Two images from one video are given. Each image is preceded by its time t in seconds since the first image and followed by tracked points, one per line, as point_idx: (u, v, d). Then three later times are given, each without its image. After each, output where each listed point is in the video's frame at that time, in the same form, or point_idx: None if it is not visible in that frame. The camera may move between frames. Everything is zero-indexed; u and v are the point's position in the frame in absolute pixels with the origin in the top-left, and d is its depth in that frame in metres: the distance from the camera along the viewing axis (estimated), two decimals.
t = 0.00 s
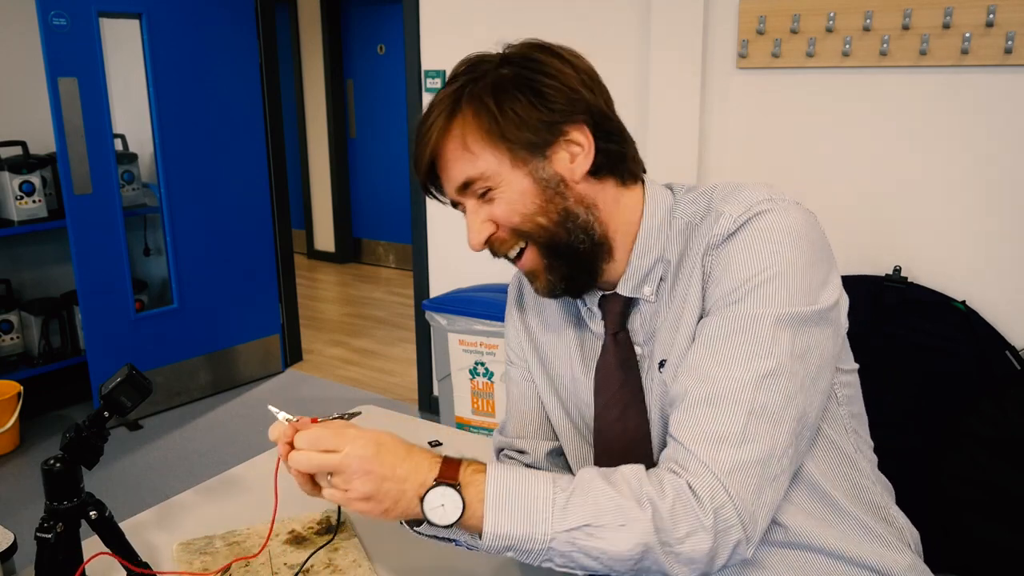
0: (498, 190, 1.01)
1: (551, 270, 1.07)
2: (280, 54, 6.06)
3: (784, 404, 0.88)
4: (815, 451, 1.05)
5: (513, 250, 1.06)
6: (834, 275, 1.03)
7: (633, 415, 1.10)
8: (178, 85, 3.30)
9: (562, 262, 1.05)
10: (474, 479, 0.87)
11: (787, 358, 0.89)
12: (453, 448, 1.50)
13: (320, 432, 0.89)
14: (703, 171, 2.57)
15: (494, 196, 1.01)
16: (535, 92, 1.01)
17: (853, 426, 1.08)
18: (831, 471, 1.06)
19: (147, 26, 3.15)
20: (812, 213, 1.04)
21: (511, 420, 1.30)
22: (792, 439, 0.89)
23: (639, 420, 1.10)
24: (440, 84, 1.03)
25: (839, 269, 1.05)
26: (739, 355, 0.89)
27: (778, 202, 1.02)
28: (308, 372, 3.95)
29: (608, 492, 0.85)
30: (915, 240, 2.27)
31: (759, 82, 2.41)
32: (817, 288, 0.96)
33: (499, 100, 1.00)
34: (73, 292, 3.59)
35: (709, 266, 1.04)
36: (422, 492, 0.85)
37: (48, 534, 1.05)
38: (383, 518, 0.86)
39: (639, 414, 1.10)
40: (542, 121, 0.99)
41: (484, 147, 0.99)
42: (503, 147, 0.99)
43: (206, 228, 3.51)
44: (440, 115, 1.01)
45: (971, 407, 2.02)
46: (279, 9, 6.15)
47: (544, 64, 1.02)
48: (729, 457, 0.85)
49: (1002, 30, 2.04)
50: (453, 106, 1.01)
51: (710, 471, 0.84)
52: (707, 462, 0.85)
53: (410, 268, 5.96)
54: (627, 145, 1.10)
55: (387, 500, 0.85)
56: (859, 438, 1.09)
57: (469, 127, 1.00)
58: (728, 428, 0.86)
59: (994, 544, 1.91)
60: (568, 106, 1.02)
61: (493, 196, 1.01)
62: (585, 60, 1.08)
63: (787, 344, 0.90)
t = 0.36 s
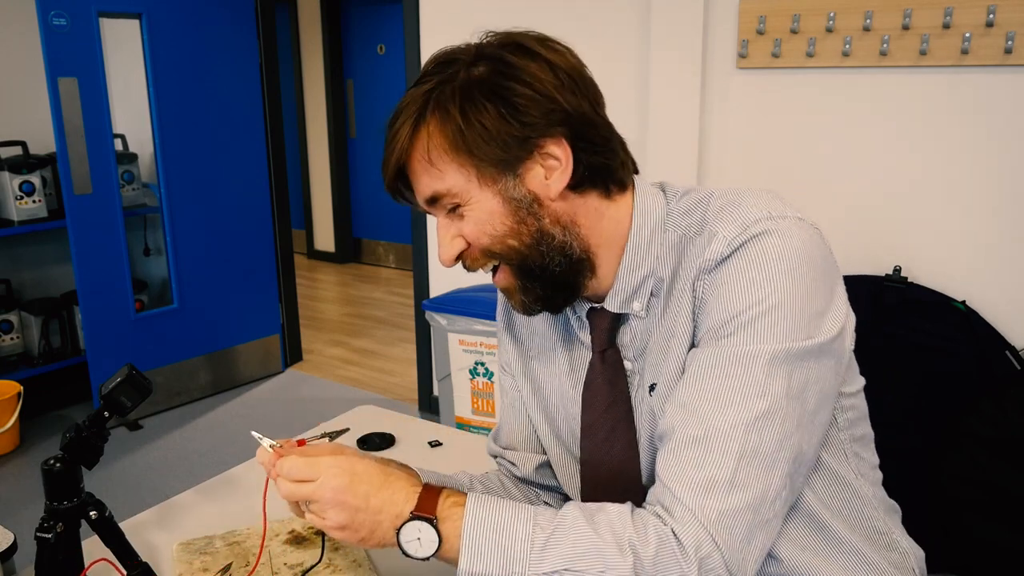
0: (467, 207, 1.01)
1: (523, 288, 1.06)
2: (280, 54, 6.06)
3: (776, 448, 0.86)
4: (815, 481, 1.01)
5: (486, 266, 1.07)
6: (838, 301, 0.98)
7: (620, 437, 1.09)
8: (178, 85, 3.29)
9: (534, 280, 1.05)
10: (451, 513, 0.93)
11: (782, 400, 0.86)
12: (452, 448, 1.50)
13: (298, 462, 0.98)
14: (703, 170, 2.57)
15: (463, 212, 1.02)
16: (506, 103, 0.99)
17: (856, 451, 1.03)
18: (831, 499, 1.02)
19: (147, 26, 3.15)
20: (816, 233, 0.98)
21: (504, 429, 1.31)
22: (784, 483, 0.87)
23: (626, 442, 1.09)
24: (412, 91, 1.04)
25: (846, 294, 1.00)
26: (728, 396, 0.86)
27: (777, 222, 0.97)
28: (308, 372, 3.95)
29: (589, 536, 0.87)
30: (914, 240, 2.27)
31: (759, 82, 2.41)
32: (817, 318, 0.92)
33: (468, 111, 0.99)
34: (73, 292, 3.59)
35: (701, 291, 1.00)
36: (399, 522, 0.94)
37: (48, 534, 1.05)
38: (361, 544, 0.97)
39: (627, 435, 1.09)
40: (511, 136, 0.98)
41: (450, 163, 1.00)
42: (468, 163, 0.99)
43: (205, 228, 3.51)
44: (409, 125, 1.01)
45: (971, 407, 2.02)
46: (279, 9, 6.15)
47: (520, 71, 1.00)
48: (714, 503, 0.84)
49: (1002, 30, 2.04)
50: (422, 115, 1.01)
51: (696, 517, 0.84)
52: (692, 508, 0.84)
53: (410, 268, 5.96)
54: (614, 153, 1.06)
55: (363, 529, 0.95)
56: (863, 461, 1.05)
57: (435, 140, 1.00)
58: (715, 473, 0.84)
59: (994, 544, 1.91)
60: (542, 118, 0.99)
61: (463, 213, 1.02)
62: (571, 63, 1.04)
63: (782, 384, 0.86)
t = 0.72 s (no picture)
0: (489, 194, 0.98)
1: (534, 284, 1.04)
2: (280, 53, 6.06)
3: (793, 469, 0.85)
4: (837, 500, 0.99)
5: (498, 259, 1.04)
6: (865, 318, 0.96)
7: (634, 446, 1.08)
8: (178, 85, 3.29)
9: (548, 276, 1.02)
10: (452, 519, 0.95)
11: (800, 420, 0.86)
12: (452, 448, 1.51)
13: (302, 466, 0.99)
14: (703, 170, 2.57)
15: (483, 200, 0.99)
16: (543, 94, 0.95)
17: (880, 470, 1.01)
18: (852, 520, 1.00)
19: (147, 26, 3.15)
20: (845, 247, 0.95)
21: (513, 431, 1.30)
22: (800, 505, 0.87)
23: (640, 451, 1.08)
24: (450, 67, 1.01)
25: (874, 311, 0.98)
26: (744, 414, 0.86)
27: (805, 235, 0.94)
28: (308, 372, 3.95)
29: (591, 551, 0.87)
30: (914, 240, 2.28)
31: (759, 82, 2.41)
32: (842, 336, 0.90)
33: (504, 95, 0.96)
34: (73, 292, 3.59)
35: (721, 303, 0.99)
36: (401, 529, 0.96)
37: (48, 534, 1.05)
38: (363, 550, 0.98)
39: (642, 444, 1.08)
40: (542, 129, 0.95)
41: (477, 148, 0.97)
42: (495, 151, 0.96)
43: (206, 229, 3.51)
44: (441, 103, 0.99)
45: (971, 407, 2.02)
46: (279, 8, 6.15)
47: (559, 63, 0.97)
48: (726, 523, 0.84)
49: (1002, 30, 2.05)
50: (455, 94, 0.98)
51: (707, 537, 0.84)
52: (703, 528, 0.84)
53: (410, 268, 5.96)
54: (646, 159, 1.03)
55: (366, 535, 0.97)
56: (888, 480, 1.03)
57: (464, 121, 0.97)
58: (727, 492, 0.84)
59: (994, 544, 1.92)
60: (577, 115, 0.96)
61: (483, 200, 0.99)
62: (612, 64, 1.02)
63: (802, 404, 0.85)
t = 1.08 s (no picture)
0: (638, 133, 0.97)
1: (650, 240, 1.00)
2: (280, 53, 6.05)
3: (799, 456, 0.85)
4: (839, 493, 0.99)
5: (613, 213, 0.99)
6: (872, 312, 0.96)
7: (645, 437, 1.07)
8: (178, 85, 3.29)
9: (669, 228, 1.01)
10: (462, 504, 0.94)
11: (809, 409, 0.86)
12: (452, 448, 1.50)
13: (312, 449, 0.99)
14: (703, 170, 2.56)
15: (626, 135, 0.97)
16: (669, 48, 1.02)
17: (880, 464, 1.01)
18: (853, 513, 1.00)
19: (147, 26, 3.15)
20: (853, 242, 0.96)
21: (515, 427, 1.29)
22: (805, 494, 0.87)
23: (650, 443, 1.06)
24: (564, 7, 0.99)
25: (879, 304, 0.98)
26: (754, 401, 0.86)
27: (814, 229, 0.94)
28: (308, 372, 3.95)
29: (598, 537, 0.86)
30: (914, 240, 2.28)
31: (759, 82, 2.41)
32: (851, 327, 0.90)
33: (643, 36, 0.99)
34: (73, 292, 3.59)
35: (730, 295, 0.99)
36: (409, 513, 0.94)
37: (48, 534, 1.05)
38: (371, 535, 0.98)
39: (653, 435, 1.06)
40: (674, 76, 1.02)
41: (627, 81, 0.96)
42: (645, 87, 0.98)
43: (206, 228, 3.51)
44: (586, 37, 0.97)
45: (971, 407, 2.02)
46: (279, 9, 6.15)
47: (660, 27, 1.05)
48: (733, 509, 0.84)
49: (1002, 30, 2.05)
50: (601, 30, 0.97)
51: (713, 523, 0.84)
52: (710, 513, 0.84)
53: (410, 268, 5.96)
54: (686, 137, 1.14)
55: (374, 520, 0.96)
56: (888, 475, 1.03)
57: (613, 54, 0.96)
58: (735, 479, 0.84)
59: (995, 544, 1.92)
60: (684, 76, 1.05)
61: (630, 138, 0.97)
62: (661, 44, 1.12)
63: (811, 392, 0.85)
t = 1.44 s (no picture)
0: (643, 137, 0.97)
1: (648, 243, 1.00)
2: (280, 53, 6.05)
3: (801, 457, 0.86)
4: (839, 494, 0.99)
5: (613, 214, 0.99)
6: (873, 314, 0.96)
7: (647, 439, 1.06)
8: (178, 85, 3.29)
9: (668, 232, 1.00)
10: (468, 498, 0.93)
11: (811, 410, 0.86)
12: (452, 448, 1.50)
13: (329, 438, 1.00)
14: (703, 171, 2.56)
15: (631, 138, 0.97)
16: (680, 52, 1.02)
17: (880, 464, 1.01)
18: (853, 513, 1.00)
19: (147, 26, 3.15)
20: (854, 244, 0.96)
21: (516, 427, 1.29)
22: (807, 495, 0.87)
23: (652, 444, 1.06)
24: (576, 6, 0.99)
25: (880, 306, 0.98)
26: (758, 403, 0.86)
27: (816, 231, 0.95)
28: (308, 372, 3.95)
29: (602, 533, 0.87)
30: (915, 239, 2.28)
31: (759, 82, 2.41)
32: (853, 329, 0.90)
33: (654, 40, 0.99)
34: (73, 292, 3.59)
35: (734, 297, 0.99)
36: (416, 507, 0.93)
37: (48, 534, 1.05)
38: (377, 527, 0.97)
39: (654, 435, 1.06)
40: (682, 83, 1.02)
41: (636, 83, 0.96)
42: (653, 91, 0.97)
43: (206, 228, 3.51)
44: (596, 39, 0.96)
45: (971, 407, 2.02)
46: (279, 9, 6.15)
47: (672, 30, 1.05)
48: (736, 509, 0.84)
49: (1002, 30, 2.05)
50: (612, 32, 0.97)
51: (716, 522, 0.84)
52: (712, 513, 0.84)
53: (410, 268, 5.96)
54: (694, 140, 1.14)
55: (381, 512, 0.95)
56: (888, 474, 1.03)
57: (623, 56, 0.96)
58: (738, 479, 0.84)
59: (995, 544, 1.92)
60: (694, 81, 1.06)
61: (636, 141, 0.97)
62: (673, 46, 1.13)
63: (814, 394, 0.85)
